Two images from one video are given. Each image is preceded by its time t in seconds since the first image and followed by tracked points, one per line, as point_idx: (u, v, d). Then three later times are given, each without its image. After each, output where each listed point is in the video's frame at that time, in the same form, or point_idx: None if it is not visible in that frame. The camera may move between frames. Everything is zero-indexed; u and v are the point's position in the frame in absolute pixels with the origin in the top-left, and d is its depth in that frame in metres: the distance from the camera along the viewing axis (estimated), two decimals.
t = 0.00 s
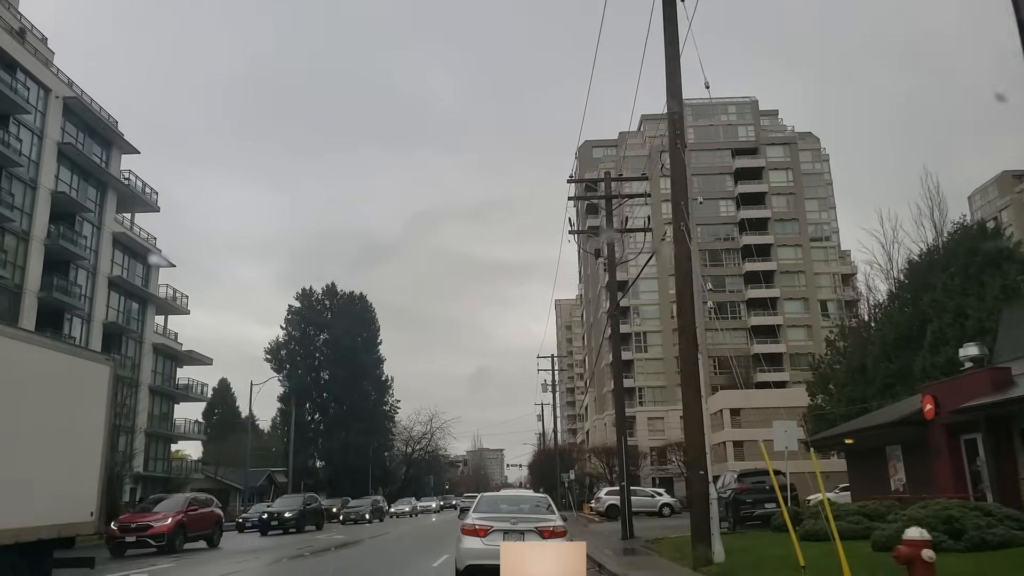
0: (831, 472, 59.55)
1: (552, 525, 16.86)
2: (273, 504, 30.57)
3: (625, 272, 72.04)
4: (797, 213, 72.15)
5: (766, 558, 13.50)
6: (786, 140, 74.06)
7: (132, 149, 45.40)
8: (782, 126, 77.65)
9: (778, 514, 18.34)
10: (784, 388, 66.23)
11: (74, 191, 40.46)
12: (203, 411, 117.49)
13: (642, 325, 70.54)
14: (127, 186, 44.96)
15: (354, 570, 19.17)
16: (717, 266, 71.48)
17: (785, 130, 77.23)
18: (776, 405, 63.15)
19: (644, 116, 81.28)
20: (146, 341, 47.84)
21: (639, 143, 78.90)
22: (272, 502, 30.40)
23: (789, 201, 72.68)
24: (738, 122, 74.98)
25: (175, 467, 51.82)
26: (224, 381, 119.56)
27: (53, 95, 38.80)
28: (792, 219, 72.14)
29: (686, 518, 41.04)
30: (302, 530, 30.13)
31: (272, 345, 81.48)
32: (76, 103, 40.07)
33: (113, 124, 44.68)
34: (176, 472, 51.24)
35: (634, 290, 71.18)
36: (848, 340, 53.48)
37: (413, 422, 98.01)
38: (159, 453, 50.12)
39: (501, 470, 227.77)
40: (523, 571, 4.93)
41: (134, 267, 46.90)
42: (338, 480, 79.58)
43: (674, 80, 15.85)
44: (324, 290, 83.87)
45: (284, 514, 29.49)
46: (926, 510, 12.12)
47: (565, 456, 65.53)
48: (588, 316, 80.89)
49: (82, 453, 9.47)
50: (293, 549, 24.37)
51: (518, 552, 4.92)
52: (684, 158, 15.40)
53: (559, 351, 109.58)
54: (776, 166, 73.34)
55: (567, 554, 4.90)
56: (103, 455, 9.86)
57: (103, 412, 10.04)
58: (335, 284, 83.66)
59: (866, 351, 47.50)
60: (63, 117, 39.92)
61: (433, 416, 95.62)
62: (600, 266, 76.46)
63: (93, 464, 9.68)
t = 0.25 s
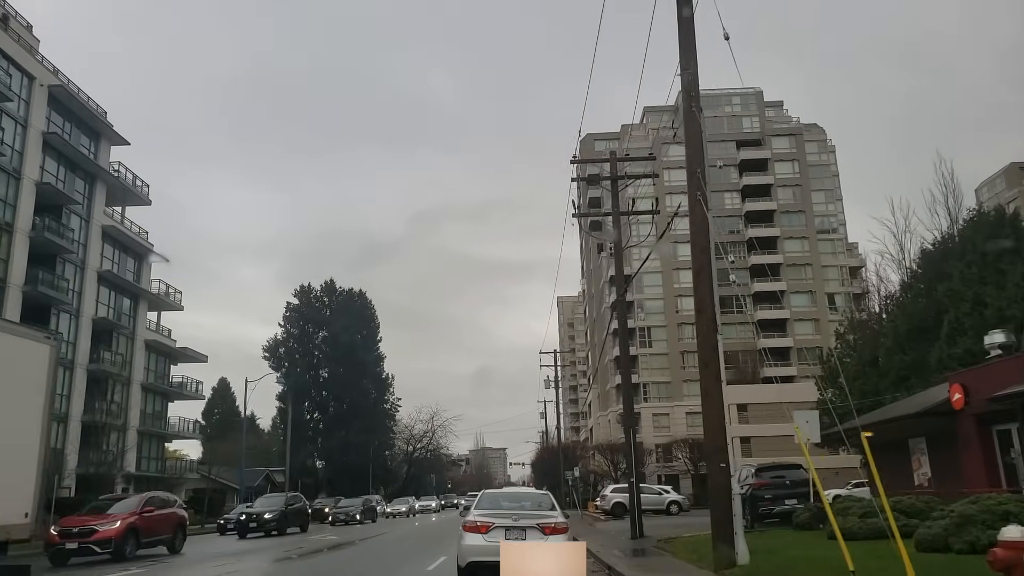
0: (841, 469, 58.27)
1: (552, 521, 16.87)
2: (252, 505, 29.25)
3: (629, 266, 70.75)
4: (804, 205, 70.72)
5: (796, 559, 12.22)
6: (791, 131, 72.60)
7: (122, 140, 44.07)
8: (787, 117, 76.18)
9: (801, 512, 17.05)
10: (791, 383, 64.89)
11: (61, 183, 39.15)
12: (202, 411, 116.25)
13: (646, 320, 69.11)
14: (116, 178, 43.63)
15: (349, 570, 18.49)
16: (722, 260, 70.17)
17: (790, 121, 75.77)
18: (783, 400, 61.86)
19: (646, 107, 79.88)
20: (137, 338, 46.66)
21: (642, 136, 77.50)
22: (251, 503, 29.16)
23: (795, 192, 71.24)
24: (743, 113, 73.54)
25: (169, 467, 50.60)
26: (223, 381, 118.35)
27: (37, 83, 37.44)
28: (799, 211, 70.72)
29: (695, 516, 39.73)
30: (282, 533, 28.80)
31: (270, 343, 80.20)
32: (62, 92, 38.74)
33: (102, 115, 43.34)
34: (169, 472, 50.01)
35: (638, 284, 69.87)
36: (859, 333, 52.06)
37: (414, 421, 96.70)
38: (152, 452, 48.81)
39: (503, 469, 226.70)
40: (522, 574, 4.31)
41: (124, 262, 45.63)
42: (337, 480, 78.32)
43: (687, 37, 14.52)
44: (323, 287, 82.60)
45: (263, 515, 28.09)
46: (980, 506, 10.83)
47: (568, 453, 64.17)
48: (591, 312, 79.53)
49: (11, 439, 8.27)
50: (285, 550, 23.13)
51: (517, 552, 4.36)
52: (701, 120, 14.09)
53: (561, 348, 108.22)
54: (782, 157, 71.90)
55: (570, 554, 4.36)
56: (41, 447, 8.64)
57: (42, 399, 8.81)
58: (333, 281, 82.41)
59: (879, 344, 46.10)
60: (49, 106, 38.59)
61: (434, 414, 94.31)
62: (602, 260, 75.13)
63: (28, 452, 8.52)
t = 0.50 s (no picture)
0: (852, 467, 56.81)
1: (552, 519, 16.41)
2: (226, 506, 27.81)
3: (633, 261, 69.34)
4: (811, 198, 69.24)
5: (837, 565, 10.74)
6: (798, 122, 71.11)
7: (110, 129, 42.69)
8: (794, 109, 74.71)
9: (830, 512, 15.54)
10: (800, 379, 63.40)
11: (45, 172, 37.72)
12: (201, 411, 114.89)
13: (650, 315, 67.61)
14: (104, 168, 42.20)
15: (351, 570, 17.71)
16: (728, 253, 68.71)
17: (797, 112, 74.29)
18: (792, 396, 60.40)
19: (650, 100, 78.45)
20: (127, 333, 45.27)
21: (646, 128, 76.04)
22: (225, 504, 27.64)
23: (803, 185, 69.76)
24: (749, 104, 72.07)
25: (161, 467, 49.21)
26: (221, 380, 116.98)
27: (20, 68, 36.02)
28: (806, 204, 69.25)
29: (704, 516, 38.30)
30: (256, 537, 27.37)
31: (267, 341, 78.75)
32: (46, 77, 37.30)
33: (89, 103, 41.92)
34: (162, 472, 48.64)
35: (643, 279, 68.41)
36: (872, 327, 50.48)
37: (414, 420, 95.30)
38: (142, 451, 47.31)
39: (505, 470, 225.33)
40: (525, 571, 6.15)
41: (113, 255, 44.19)
42: (336, 480, 76.86)
43: None
44: (321, 284, 81.19)
45: (233, 519, 26.69)
46: None
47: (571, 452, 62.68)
48: (594, 309, 78.07)
49: None
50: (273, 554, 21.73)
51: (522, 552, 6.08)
52: (724, 73, 12.69)
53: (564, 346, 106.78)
54: (789, 149, 70.43)
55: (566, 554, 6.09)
56: None
57: None
58: (332, 277, 81.02)
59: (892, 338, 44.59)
60: (32, 92, 37.16)
61: (435, 413, 92.88)
62: (606, 255, 73.68)
63: None
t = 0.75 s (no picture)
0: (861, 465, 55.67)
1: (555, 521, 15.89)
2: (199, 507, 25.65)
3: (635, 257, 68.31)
4: (817, 191, 67.89)
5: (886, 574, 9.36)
6: (802, 115, 69.82)
7: (98, 123, 41.44)
8: (797, 101, 73.43)
9: (860, 512, 14.23)
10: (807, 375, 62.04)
11: (29, 167, 36.44)
12: (200, 415, 113.62)
13: (654, 312, 66.34)
14: (92, 163, 40.90)
15: (350, 570, 17.73)
16: (733, 248, 67.43)
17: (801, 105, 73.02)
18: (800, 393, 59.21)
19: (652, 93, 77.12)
20: (118, 334, 44.03)
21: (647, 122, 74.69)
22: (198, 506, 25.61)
23: (808, 178, 68.41)
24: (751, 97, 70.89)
25: (154, 471, 47.90)
26: (220, 383, 115.83)
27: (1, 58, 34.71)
28: (811, 197, 67.82)
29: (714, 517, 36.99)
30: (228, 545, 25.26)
31: (264, 342, 77.48)
32: (29, 69, 36.02)
33: (76, 96, 40.64)
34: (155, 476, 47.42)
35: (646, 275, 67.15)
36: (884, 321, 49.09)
37: (415, 422, 94.02)
38: (134, 455, 46.00)
39: (508, 471, 224.35)
40: (525, 571, 6.30)
41: (103, 253, 42.92)
42: (336, 483, 75.48)
43: None
44: (318, 284, 79.96)
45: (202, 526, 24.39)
46: None
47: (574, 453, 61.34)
48: (597, 307, 76.77)
49: None
50: (260, 560, 20.44)
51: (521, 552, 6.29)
52: (744, 23, 11.39)
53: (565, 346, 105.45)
54: (793, 142, 69.08)
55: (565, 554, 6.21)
56: None
57: None
58: (329, 277, 79.77)
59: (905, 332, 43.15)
60: (15, 84, 35.87)
61: (436, 414, 91.54)
62: (608, 252, 72.38)
63: None
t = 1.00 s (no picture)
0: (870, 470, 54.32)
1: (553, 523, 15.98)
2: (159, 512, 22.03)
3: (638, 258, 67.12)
4: (823, 189, 66.43)
5: None
6: (808, 112, 68.42)
7: (85, 117, 40.05)
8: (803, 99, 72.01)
9: (899, 517, 12.80)
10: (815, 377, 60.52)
11: (10, 161, 35.06)
12: (197, 419, 112.12)
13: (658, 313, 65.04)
14: (77, 158, 39.51)
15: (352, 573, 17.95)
16: (738, 248, 66.02)
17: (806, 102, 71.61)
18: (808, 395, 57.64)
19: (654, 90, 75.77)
20: (105, 335, 42.68)
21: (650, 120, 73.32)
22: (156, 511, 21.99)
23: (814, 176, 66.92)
24: (756, 94, 69.56)
25: (143, 476, 46.48)
26: (218, 388, 114.48)
27: None
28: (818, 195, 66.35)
29: (723, 523, 35.52)
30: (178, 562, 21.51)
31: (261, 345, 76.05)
32: (10, 59, 34.63)
33: (61, 88, 39.25)
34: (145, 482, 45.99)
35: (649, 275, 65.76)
36: (899, 320, 47.53)
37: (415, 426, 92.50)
38: (122, 460, 44.54)
39: (509, 477, 222.60)
40: (524, 571, 6.96)
41: (89, 251, 41.55)
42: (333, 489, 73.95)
43: None
44: (316, 286, 78.55)
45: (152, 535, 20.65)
46: None
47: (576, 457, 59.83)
48: (599, 309, 75.32)
49: None
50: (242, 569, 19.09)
51: (522, 554, 6.98)
52: None
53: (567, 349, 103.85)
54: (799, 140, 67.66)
55: (568, 559, 6.95)
56: None
57: None
58: (327, 279, 78.35)
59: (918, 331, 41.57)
60: None
61: (436, 419, 89.98)
62: (611, 251, 70.97)
63: None
